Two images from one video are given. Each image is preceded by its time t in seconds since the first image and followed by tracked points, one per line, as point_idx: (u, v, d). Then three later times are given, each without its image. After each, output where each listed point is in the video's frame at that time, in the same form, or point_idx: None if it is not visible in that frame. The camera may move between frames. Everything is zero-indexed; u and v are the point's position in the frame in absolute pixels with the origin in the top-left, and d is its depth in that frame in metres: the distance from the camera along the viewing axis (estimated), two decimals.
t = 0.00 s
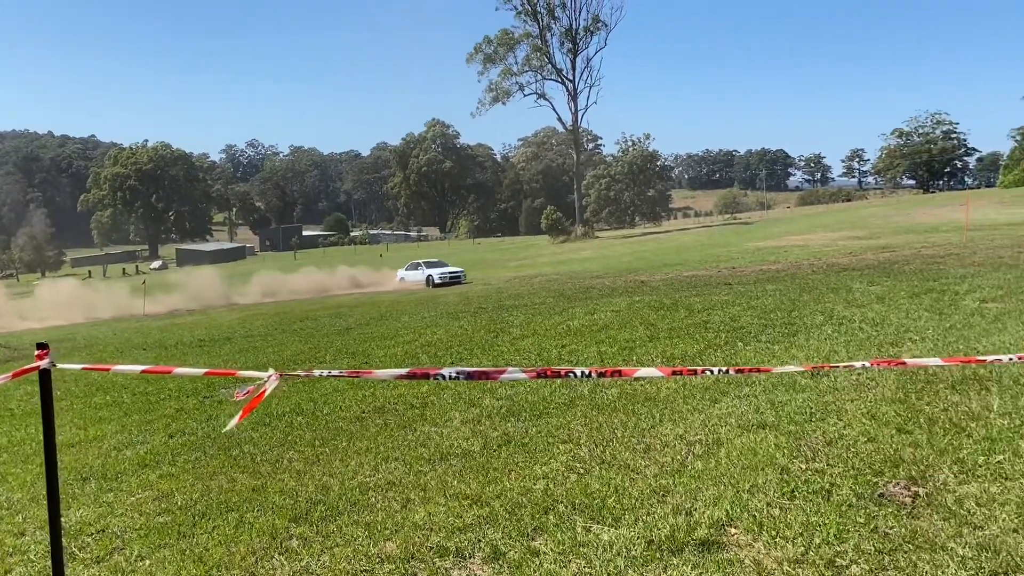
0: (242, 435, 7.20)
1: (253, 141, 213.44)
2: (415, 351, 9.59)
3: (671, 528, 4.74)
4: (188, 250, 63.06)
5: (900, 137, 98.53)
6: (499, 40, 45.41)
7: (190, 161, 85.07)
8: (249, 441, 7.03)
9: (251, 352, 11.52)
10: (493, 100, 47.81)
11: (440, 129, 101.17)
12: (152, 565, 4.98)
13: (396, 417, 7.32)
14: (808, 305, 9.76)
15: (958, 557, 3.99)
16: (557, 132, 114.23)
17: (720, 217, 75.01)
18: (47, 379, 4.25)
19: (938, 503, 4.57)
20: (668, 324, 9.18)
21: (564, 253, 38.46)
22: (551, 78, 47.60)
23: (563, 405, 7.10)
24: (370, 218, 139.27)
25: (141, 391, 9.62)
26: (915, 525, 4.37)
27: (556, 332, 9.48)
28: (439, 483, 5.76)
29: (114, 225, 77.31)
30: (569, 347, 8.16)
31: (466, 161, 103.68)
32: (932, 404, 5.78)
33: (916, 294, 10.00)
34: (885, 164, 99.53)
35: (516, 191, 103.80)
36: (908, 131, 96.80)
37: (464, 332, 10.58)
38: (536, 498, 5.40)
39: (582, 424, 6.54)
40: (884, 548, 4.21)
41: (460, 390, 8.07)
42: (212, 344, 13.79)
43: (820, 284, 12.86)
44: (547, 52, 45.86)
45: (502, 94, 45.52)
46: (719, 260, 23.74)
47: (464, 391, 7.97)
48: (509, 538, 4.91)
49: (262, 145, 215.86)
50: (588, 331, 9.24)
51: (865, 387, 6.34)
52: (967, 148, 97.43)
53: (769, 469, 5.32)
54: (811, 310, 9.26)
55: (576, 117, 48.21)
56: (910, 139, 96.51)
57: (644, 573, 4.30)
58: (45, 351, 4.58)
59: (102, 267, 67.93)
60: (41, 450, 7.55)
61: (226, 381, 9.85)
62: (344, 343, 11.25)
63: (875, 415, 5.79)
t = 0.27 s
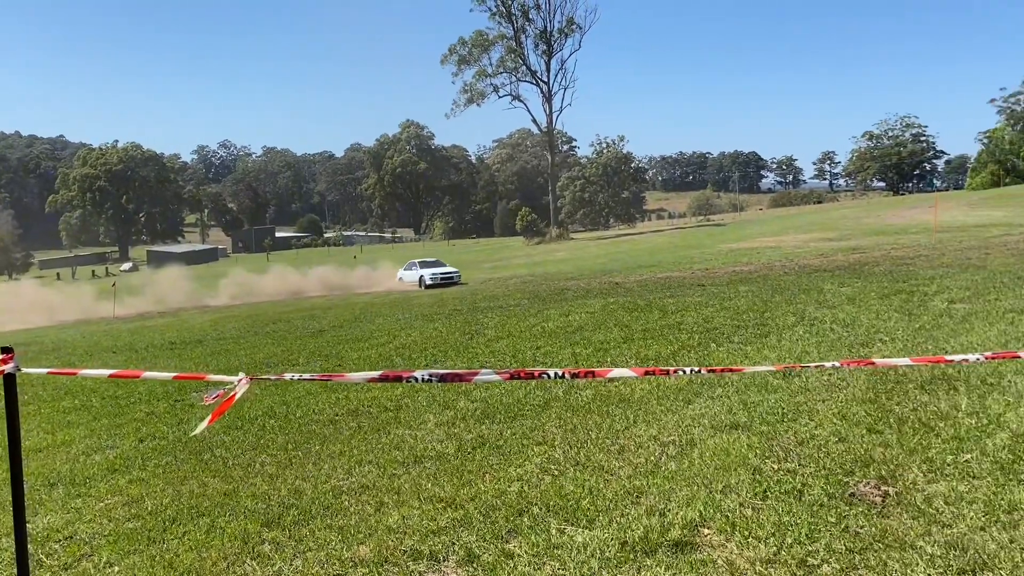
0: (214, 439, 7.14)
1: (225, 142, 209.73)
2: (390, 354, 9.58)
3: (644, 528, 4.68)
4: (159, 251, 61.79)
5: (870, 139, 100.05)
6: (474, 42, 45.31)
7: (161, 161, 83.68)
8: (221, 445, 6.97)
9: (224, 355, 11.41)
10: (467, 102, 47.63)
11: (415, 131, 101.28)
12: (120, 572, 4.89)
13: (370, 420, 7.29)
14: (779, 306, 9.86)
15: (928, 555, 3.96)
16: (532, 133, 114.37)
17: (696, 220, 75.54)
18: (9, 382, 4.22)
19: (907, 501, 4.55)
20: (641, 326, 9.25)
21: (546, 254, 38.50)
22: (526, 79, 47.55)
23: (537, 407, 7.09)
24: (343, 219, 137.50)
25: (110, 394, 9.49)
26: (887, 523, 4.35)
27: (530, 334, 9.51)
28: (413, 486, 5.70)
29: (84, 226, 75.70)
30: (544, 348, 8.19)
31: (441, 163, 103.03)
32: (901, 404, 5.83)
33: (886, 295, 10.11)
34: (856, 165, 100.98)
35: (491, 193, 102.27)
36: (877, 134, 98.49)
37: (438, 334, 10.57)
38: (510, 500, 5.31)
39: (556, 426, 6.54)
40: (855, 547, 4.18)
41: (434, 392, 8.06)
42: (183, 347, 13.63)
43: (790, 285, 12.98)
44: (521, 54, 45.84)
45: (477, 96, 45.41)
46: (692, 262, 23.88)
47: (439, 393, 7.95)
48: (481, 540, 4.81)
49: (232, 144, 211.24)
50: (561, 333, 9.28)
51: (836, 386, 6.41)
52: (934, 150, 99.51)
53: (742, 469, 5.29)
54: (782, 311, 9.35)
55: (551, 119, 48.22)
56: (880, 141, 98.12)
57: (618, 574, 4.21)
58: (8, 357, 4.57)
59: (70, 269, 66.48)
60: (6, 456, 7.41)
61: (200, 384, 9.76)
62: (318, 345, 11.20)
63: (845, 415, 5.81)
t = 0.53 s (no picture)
0: (186, 442, 7.08)
1: (197, 144, 206.73)
2: (365, 356, 9.58)
3: (620, 529, 4.63)
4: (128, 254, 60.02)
5: (841, 143, 101.49)
6: (449, 43, 45.22)
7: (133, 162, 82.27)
8: (194, 448, 6.92)
9: (197, 358, 11.31)
10: (442, 103, 47.41)
11: (388, 133, 101.97)
12: None
13: (345, 423, 7.27)
14: (752, 307, 9.97)
15: (898, 553, 3.97)
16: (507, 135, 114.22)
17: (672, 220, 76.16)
18: None
19: (879, 500, 4.55)
20: (617, 327, 9.33)
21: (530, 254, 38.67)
22: (501, 81, 47.49)
23: (513, 408, 7.09)
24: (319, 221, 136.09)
25: (80, 398, 9.38)
26: (858, 521, 4.36)
27: (506, 335, 9.55)
28: (388, 490, 5.66)
29: (53, 228, 74.11)
30: (520, 350, 8.24)
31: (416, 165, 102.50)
32: (872, 403, 5.88)
33: (856, 296, 10.25)
34: (827, 168, 102.64)
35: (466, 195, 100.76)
36: (847, 138, 100.23)
37: (414, 336, 10.60)
38: (485, 502, 5.25)
39: (532, 428, 6.54)
40: (827, 545, 4.17)
41: (409, 394, 8.05)
42: (155, 350, 13.49)
43: (764, 286, 13.10)
44: (496, 56, 45.80)
45: (452, 97, 45.31)
46: (666, 263, 24.04)
47: (414, 395, 7.95)
48: (456, 543, 4.74)
49: (205, 145, 208.06)
50: (537, 334, 9.35)
51: (808, 386, 6.47)
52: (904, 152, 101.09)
53: (715, 469, 5.26)
54: (756, 312, 9.45)
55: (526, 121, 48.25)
56: (850, 145, 100.67)
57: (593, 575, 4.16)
58: None
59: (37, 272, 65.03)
60: None
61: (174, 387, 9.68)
62: (293, 348, 11.15)
63: (817, 415, 5.84)
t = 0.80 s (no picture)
0: (156, 446, 7.02)
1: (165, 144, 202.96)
2: (338, 358, 9.56)
3: (594, 529, 4.59)
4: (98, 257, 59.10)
5: (810, 144, 102.27)
6: (421, 44, 45.05)
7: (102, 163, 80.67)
8: (164, 452, 6.85)
9: (167, 361, 11.20)
10: (415, 104, 47.19)
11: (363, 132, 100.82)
12: None
13: (317, 426, 7.23)
14: (724, 307, 10.07)
15: (868, 550, 4.00)
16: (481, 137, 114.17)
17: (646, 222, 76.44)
18: None
19: (849, 498, 4.56)
20: (590, 327, 9.41)
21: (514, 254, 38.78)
22: (474, 82, 47.40)
23: (487, 410, 7.08)
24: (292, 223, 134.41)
25: (48, 403, 9.25)
26: (829, 520, 4.37)
27: (479, 337, 9.59)
28: (361, 492, 5.60)
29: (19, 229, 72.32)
30: (493, 351, 8.28)
31: (389, 166, 101.51)
32: (842, 402, 5.92)
33: (827, 296, 10.38)
34: (798, 169, 103.76)
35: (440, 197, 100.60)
36: (817, 139, 101.43)
37: (388, 338, 10.61)
38: (459, 504, 5.18)
39: (506, 428, 6.52)
40: (799, 544, 4.17)
41: (382, 396, 8.04)
42: (124, 353, 13.32)
43: (736, 287, 13.20)
44: (469, 57, 45.71)
45: (425, 99, 45.15)
46: (639, 264, 24.23)
47: (387, 398, 7.94)
48: (430, 545, 4.68)
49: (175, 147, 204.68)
50: (511, 335, 9.42)
51: (779, 386, 6.52)
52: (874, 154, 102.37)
53: (688, 468, 5.24)
54: (728, 312, 9.56)
55: (499, 123, 48.24)
56: (821, 146, 101.43)
57: None
58: None
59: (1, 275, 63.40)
60: None
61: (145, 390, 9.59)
62: (265, 350, 11.09)
63: (788, 414, 5.87)
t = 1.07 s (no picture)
0: (123, 450, 6.93)
1: (131, 144, 199.30)
2: (308, 360, 9.54)
3: (565, 530, 4.54)
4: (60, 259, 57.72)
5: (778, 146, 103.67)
6: (392, 44, 44.92)
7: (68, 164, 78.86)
8: (131, 457, 6.77)
9: (133, 364, 11.07)
10: (386, 104, 46.92)
11: (332, 133, 99.44)
12: None
13: (287, 428, 7.17)
14: (693, 307, 10.19)
15: (835, 548, 4.04)
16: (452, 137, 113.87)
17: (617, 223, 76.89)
18: None
19: (817, 496, 4.56)
20: (562, 328, 9.48)
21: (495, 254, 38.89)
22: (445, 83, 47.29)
23: (459, 411, 7.04)
24: (260, 224, 132.25)
25: (11, 408, 9.08)
26: (797, 518, 4.39)
27: (451, 338, 9.62)
28: (331, 495, 5.50)
29: None
30: (466, 353, 8.32)
31: (359, 166, 100.47)
32: (810, 401, 5.97)
33: (795, 296, 10.53)
34: (766, 171, 105.38)
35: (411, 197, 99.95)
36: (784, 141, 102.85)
37: (359, 339, 10.60)
38: (430, 505, 5.06)
39: (478, 430, 6.46)
40: (768, 542, 4.19)
41: (352, 398, 8.00)
42: (90, 357, 13.11)
43: (706, 288, 13.29)
44: (439, 57, 45.65)
45: (395, 99, 44.95)
46: (610, 265, 24.41)
47: (358, 400, 7.89)
48: (400, 548, 4.57)
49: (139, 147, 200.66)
50: (483, 336, 9.47)
51: (748, 385, 6.57)
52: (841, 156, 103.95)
53: (659, 467, 5.21)
54: (696, 312, 9.68)
55: (471, 124, 48.12)
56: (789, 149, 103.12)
57: None
58: None
59: None
60: None
61: (112, 393, 9.46)
62: (234, 352, 11.01)
63: (758, 413, 5.89)
